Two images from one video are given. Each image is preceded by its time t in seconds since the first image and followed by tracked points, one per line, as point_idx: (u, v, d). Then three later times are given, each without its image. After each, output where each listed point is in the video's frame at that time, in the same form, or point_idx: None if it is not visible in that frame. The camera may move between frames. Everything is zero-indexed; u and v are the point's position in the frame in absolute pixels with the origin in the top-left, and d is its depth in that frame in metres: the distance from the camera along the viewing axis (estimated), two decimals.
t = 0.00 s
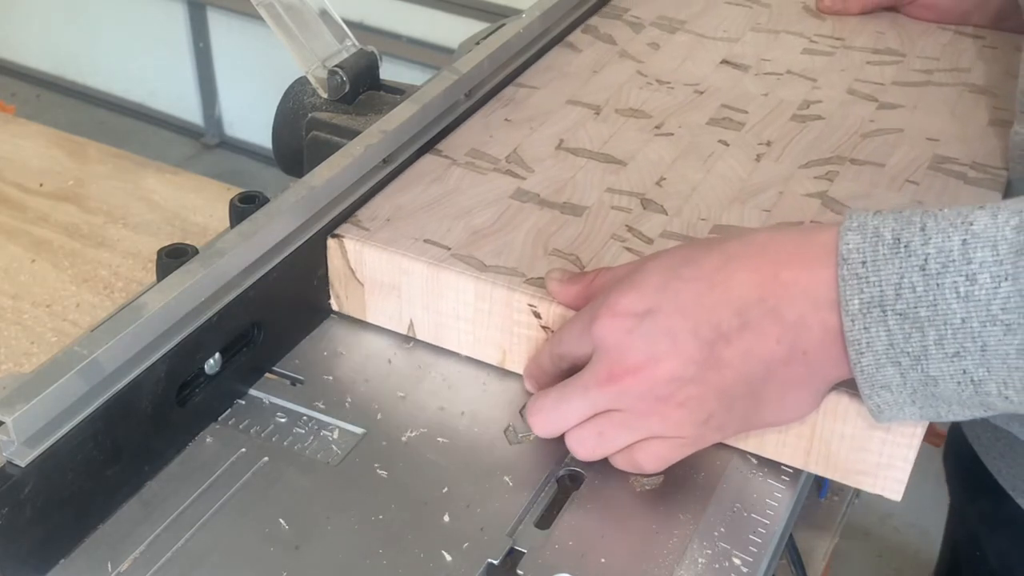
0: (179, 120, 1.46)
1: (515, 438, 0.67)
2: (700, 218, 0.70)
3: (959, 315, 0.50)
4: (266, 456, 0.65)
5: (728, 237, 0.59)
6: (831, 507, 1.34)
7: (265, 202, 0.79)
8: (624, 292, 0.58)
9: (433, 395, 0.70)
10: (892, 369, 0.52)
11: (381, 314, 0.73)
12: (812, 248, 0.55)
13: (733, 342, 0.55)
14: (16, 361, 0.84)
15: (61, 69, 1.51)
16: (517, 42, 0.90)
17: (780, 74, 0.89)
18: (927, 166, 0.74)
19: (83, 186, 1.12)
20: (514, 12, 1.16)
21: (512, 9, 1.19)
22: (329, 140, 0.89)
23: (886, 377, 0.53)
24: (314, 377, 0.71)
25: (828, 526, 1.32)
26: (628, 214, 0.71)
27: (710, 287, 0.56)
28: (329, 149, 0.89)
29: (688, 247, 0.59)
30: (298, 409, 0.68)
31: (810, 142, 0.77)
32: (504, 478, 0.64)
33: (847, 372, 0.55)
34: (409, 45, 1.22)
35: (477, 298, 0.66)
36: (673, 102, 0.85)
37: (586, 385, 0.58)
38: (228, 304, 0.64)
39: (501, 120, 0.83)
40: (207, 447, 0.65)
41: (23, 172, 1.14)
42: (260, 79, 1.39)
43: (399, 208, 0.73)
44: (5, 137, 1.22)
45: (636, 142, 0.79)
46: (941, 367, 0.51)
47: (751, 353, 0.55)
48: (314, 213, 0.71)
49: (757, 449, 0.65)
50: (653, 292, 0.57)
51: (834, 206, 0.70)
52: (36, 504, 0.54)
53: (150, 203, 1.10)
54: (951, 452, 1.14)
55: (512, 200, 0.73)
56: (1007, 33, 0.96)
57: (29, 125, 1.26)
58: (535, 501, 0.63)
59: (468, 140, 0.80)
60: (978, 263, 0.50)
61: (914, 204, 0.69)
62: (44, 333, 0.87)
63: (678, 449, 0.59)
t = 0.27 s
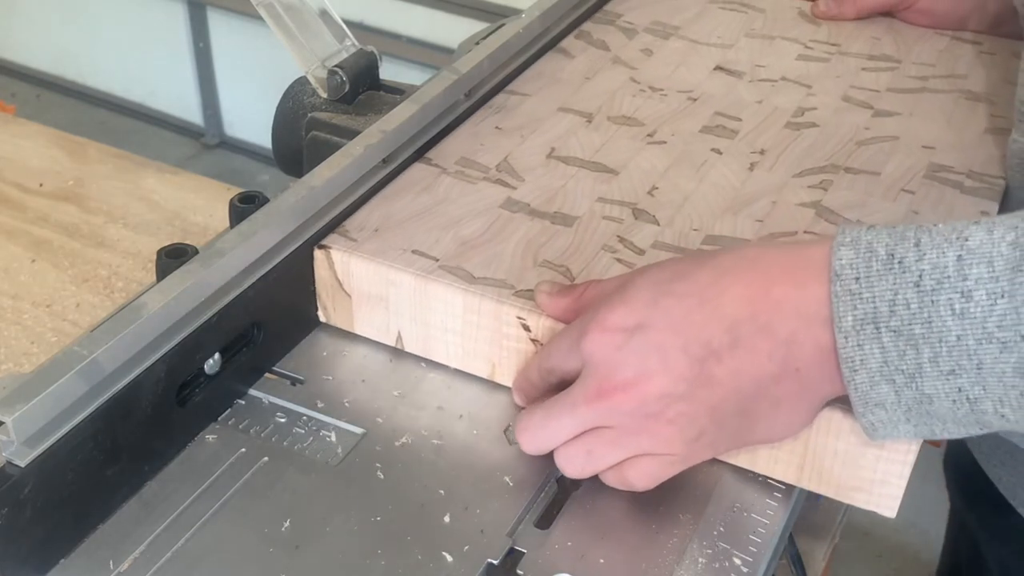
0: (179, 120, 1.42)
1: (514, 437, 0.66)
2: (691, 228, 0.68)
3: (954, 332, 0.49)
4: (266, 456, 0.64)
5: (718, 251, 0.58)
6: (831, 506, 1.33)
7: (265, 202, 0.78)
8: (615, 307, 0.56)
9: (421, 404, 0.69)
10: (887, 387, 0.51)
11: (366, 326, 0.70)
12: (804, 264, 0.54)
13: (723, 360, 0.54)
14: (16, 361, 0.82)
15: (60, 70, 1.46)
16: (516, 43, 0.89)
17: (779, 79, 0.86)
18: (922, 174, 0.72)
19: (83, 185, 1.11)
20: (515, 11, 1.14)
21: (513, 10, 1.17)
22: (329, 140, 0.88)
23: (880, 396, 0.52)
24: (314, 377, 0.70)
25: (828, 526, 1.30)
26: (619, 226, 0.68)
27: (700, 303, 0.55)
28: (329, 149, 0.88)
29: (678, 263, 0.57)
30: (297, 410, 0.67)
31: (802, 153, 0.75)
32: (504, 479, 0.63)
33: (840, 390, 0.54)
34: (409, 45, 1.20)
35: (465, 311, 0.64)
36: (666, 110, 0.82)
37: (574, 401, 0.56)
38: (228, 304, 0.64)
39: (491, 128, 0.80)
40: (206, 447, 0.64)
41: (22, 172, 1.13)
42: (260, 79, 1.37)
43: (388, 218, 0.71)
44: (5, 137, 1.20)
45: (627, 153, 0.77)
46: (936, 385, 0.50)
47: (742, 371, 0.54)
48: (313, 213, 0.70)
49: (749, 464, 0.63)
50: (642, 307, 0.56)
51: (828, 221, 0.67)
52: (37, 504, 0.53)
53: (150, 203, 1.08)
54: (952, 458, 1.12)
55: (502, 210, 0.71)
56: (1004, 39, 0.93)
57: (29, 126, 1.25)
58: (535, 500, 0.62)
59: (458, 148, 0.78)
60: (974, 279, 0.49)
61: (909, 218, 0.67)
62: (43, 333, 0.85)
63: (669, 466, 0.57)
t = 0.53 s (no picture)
0: (180, 120, 1.39)
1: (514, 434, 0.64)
2: (684, 237, 0.65)
3: (949, 351, 0.47)
4: (265, 455, 0.62)
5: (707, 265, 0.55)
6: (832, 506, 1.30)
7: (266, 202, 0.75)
8: (603, 322, 0.53)
9: (410, 415, 0.66)
10: (880, 405, 0.49)
11: (355, 337, 0.67)
12: (798, 279, 0.51)
13: (714, 377, 0.51)
14: (16, 361, 0.79)
15: (61, 68, 1.44)
16: (515, 43, 0.86)
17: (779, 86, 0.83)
18: (917, 183, 0.70)
19: (84, 186, 1.08)
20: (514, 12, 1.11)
21: (513, 10, 1.13)
22: (329, 140, 0.86)
23: (873, 414, 0.50)
24: (315, 377, 0.68)
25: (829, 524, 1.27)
26: (609, 236, 0.65)
27: (691, 318, 0.52)
28: (329, 150, 0.86)
29: (668, 276, 0.54)
30: (297, 410, 0.65)
31: (793, 167, 0.72)
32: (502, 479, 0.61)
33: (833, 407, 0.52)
34: (409, 44, 1.15)
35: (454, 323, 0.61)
36: (659, 117, 0.79)
37: (561, 418, 0.54)
38: (228, 303, 0.61)
39: (482, 137, 0.77)
40: (208, 446, 0.62)
41: (22, 172, 1.10)
42: (261, 79, 1.33)
43: (378, 228, 0.68)
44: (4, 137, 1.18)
45: (617, 161, 0.74)
46: (929, 404, 0.48)
47: (734, 388, 0.51)
48: (311, 213, 0.67)
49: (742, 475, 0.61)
50: (632, 322, 0.53)
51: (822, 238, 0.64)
52: (37, 504, 0.51)
53: (150, 203, 1.06)
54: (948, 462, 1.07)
55: (492, 220, 0.68)
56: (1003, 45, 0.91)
57: (28, 125, 1.23)
58: (534, 499, 0.60)
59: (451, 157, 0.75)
60: (969, 297, 0.47)
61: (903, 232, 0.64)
62: (44, 333, 0.82)
63: (660, 485, 0.55)
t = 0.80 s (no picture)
0: (179, 120, 1.37)
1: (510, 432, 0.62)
2: (677, 245, 0.58)
3: (944, 367, 0.44)
4: (264, 455, 0.59)
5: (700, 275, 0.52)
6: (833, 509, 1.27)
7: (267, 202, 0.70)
8: (595, 333, 0.49)
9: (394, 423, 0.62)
10: (873, 422, 0.46)
11: (343, 347, 0.59)
12: (793, 291, 0.48)
13: (708, 392, 0.48)
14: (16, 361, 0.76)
15: (62, 68, 1.39)
16: (513, 44, 0.80)
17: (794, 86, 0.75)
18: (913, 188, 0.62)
19: (83, 186, 1.03)
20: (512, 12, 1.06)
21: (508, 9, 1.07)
22: (328, 140, 0.82)
23: (866, 431, 0.47)
24: (314, 377, 0.65)
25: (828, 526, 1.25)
26: (600, 244, 0.58)
27: (683, 331, 0.48)
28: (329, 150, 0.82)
29: (662, 286, 0.51)
30: (297, 410, 0.62)
31: (787, 175, 0.64)
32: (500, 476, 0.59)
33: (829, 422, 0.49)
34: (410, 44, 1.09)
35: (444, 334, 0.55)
36: (652, 121, 0.70)
37: (551, 429, 0.50)
38: (229, 303, 0.58)
39: (474, 143, 0.70)
40: (212, 441, 0.60)
41: (22, 171, 1.05)
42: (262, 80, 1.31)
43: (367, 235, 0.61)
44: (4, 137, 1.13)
45: (609, 169, 0.65)
46: (924, 421, 0.45)
47: (727, 402, 0.48)
48: (310, 214, 0.63)
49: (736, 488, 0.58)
50: (625, 334, 0.49)
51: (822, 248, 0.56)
52: (38, 504, 0.49)
53: (150, 203, 1.01)
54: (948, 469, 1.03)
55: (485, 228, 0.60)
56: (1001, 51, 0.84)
57: (28, 125, 1.17)
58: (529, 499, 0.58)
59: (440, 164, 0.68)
60: (964, 313, 0.44)
61: (890, 247, 0.56)
62: (44, 333, 0.79)
63: (655, 498, 0.51)
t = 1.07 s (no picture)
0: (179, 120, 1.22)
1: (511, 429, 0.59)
2: (669, 256, 0.52)
3: (939, 385, 0.41)
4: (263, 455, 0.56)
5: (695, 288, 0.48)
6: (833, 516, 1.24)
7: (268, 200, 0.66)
8: (584, 345, 0.45)
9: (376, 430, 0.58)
10: (867, 439, 0.43)
11: (329, 359, 0.52)
12: (785, 306, 0.44)
13: (699, 409, 0.44)
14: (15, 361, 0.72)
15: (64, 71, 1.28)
16: (512, 43, 0.74)
17: (806, 78, 0.69)
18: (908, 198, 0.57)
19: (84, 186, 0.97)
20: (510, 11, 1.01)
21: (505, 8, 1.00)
22: (328, 140, 0.79)
23: (860, 449, 0.44)
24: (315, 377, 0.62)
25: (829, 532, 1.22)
26: (590, 255, 0.53)
27: (673, 345, 0.44)
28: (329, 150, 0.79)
29: (655, 298, 0.47)
30: (296, 410, 0.59)
31: (780, 183, 0.58)
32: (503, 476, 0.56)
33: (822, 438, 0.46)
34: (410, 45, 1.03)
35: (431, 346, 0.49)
36: (646, 128, 0.63)
37: (539, 444, 0.45)
38: (229, 303, 0.56)
39: (462, 149, 0.61)
40: (213, 438, 0.57)
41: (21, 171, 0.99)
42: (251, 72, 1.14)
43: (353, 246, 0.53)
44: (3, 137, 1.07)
45: (600, 178, 0.59)
46: (918, 440, 0.42)
47: (720, 419, 0.44)
48: (310, 213, 0.61)
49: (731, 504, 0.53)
50: (614, 347, 0.45)
51: (813, 263, 0.52)
52: (38, 504, 0.47)
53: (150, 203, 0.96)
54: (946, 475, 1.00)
55: (473, 237, 0.54)
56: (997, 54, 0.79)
57: (29, 125, 1.11)
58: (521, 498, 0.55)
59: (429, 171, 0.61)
60: (959, 330, 0.41)
61: (879, 259, 0.52)
62: (43, 332, 0.74)
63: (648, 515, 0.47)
